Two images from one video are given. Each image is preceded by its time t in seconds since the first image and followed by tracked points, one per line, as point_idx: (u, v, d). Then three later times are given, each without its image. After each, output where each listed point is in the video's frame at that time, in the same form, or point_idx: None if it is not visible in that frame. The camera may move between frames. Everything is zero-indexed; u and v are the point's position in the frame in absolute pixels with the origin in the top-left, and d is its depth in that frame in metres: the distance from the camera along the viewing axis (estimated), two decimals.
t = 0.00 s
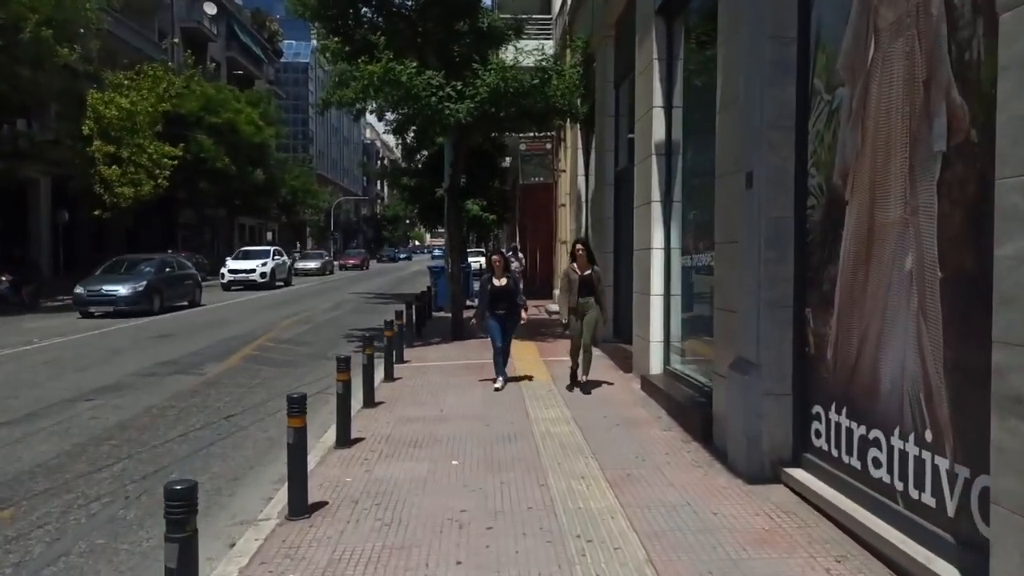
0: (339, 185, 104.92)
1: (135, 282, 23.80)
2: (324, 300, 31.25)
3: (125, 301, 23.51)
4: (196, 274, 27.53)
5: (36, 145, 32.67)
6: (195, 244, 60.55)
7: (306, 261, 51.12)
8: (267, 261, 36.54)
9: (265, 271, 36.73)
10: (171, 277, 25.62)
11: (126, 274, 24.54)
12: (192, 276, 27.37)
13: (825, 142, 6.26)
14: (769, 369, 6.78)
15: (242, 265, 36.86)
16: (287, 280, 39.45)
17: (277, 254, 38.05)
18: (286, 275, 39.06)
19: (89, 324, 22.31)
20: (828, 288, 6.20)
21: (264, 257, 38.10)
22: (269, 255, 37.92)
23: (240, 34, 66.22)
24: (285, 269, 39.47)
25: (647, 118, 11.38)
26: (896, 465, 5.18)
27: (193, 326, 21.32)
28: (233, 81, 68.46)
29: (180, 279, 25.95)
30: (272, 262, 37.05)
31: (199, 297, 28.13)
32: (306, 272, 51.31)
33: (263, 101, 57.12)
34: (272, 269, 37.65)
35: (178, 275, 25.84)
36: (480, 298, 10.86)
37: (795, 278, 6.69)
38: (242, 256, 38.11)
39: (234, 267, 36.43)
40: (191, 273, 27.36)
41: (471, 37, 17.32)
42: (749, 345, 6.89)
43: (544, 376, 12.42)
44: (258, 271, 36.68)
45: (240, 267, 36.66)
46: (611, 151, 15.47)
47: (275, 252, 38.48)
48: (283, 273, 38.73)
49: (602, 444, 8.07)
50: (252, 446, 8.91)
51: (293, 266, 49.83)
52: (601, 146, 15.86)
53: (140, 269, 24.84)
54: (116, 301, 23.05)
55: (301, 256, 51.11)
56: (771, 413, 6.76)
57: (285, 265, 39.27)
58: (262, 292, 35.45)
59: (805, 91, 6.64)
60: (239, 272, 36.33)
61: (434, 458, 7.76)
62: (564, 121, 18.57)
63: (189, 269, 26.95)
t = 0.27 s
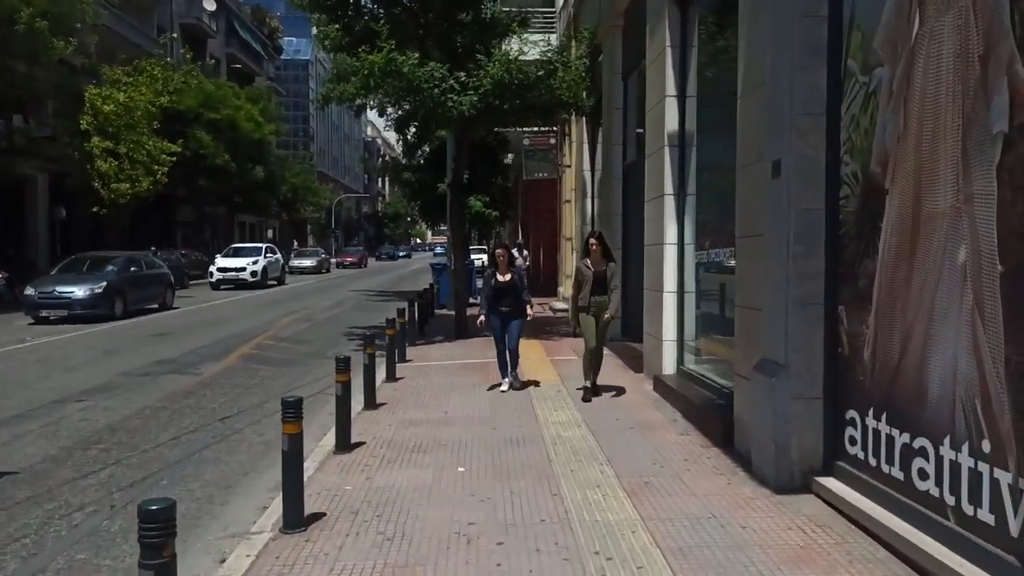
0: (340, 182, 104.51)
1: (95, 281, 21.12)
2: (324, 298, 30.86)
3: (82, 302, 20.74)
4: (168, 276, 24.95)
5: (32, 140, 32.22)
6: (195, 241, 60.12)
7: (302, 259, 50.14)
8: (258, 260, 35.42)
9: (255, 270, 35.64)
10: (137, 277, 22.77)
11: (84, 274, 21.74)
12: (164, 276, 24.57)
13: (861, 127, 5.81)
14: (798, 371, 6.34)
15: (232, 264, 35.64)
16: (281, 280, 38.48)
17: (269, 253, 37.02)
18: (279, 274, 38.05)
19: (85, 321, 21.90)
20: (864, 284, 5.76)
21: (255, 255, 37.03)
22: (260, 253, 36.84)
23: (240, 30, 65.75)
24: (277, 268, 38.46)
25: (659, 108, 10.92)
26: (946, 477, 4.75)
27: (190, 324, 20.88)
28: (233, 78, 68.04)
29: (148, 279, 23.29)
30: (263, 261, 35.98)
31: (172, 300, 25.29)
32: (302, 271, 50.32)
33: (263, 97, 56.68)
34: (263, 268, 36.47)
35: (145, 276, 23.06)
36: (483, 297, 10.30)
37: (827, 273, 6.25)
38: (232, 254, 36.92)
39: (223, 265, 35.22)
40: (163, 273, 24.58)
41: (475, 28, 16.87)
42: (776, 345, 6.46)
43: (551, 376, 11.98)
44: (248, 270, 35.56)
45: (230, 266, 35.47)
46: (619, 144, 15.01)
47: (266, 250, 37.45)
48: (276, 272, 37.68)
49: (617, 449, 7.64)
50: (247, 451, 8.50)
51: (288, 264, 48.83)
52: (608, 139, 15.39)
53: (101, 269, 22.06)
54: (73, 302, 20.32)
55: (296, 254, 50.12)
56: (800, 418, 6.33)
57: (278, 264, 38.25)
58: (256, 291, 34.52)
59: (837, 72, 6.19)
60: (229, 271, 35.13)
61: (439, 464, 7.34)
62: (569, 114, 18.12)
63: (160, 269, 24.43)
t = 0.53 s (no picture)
0: (339, 182, 104.04)
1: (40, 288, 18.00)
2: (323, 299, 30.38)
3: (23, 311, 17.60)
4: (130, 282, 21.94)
5: (26, 140, 31.70)
6: (193, 242, 59.59)
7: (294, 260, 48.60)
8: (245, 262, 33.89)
9: (242, 272, 34.21)
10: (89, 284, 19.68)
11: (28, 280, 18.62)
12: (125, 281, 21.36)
13: (903, 119, 5.32)
14: (830, 384, 5.86)
15: (217, 266, 34.05)
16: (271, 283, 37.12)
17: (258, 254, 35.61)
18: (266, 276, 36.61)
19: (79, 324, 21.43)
20: (906, 290, 5.27)
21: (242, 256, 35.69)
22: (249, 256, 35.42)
23: (238, 29, 65.23)
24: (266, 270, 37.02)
25: (670, 103, 10.44)
26: (1005, 507, 4.27)
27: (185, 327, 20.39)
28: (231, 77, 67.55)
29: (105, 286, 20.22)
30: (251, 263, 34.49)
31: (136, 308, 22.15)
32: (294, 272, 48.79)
33: (261, 96, 56.20)
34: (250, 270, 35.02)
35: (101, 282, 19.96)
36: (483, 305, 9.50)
37: (862, 278, 5.77)
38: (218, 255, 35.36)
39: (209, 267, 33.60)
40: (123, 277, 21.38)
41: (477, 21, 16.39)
42: (807, 356, 5.98)
43: (556, 382, 11.51)
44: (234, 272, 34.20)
45: (215, 268, 33.85)
46: (626, 142, 14.52)
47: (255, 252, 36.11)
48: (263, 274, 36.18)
49: (631, 465, 7.16)
50: (238, 466, 8.02)
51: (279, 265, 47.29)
52: (614, 136, 14.90)
53: (45, 274, 18.93)
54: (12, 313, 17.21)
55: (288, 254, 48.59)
56: (832, 434, 5.85)
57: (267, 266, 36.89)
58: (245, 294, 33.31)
59: (873, 61, 5.71)
60: (215, 273, 33.58)
61: (441, 482, 6.86)
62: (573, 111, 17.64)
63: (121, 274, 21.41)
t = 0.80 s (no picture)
0: (339, 182, 103.60)
1: None
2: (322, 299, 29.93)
3: None
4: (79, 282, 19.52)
5: (20, 137, 31.21)
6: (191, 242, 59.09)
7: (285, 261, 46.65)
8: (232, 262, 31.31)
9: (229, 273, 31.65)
10: (33, 290, 17.39)
11: None
12: (78, 286, 19.20)
13: (953, 103, 4.87)
14: (869, 391, 5.41)
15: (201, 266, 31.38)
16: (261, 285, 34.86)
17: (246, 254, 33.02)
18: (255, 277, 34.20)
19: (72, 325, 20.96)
20: (957, 290, 4.82)
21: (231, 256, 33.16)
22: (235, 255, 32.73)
23: (237, 27, 64.75)
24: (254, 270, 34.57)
25: (684, 95, 10.01)
26: None
27: (181, 328, 19.92)
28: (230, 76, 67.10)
29: (51, 291, 17.94)
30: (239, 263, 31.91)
31: (88, 315, 19.95)
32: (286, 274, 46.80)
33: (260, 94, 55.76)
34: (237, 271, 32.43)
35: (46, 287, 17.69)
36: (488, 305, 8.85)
37: (904, 277, 5.32)
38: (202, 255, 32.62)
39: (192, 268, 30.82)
40: (76, 282, 19.18)
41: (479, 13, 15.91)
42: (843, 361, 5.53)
43: (564, 386, 11.06)
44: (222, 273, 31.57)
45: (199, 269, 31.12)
46: (635, 137, 14.08)
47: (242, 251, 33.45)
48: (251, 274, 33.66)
49: (649, 476, 6.71)
50: (230, 477, 7.57)
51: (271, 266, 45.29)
52: (622, 131, 14.45)
53: None
54: None
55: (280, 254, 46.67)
56: (871, 446, 5.40)
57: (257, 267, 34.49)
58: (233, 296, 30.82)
59: (917, 42, 5.26)
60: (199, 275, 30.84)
61: (447, 495, 6.41)
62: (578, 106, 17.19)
63: (71, 276, 19.09)
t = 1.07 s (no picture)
0: (339, 183, 103.22)
1: None
2: (322, 301, 29.53)
3: None
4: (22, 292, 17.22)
5: (17, 138, 30.80)
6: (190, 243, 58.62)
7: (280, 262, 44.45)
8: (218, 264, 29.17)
9: (214, 276, 29.40)
10: None
11: None
12: (17, 293, 17.06)
13: (1010, 92, 4.46)
14: (913, 407, 4.99)
15: (184, 269, 29.24)
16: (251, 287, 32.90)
17: (233, 255, 30.87)
18: (244, 278, 32.09)
19: (67, 328, 20.52)
20: (1013, 296, 4.41)
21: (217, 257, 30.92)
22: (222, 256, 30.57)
23: (237, 27, 64.42)
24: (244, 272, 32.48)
25: (699, 91, 9.61)
26: None
27: (178, 331, 19.48)
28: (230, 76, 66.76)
29: None
30: (226, 265, 29.80)
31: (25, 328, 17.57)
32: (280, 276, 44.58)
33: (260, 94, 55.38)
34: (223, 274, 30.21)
35: None
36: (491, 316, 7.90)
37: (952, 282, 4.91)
38: (187, 256, 30.42)
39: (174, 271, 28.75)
40: (16, 289, 16.86)
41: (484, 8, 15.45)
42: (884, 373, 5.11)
43: (574, 393, 10.63)
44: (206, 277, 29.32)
45: (182, 272, 29.03)
46: (644, 135, 13.65)
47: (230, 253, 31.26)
48: (238, 277, 31.42)
49: (671, 494, 6.28)
50: (223, 493, 7.14)
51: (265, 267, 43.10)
52: (631, 129, 14.01)
53: None
54: None
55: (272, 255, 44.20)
56: (915, 466, 4.98)
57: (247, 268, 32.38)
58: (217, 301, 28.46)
59: (967, 26, 4.85)
60: (183, 278, 28.78)
61: (454, 514, 5.99)
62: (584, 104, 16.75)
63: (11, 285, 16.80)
